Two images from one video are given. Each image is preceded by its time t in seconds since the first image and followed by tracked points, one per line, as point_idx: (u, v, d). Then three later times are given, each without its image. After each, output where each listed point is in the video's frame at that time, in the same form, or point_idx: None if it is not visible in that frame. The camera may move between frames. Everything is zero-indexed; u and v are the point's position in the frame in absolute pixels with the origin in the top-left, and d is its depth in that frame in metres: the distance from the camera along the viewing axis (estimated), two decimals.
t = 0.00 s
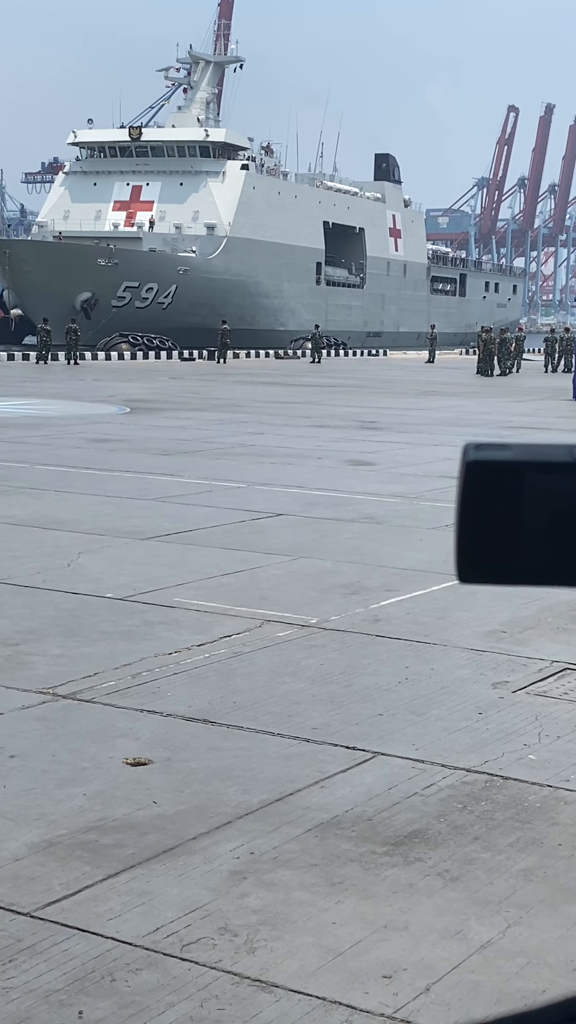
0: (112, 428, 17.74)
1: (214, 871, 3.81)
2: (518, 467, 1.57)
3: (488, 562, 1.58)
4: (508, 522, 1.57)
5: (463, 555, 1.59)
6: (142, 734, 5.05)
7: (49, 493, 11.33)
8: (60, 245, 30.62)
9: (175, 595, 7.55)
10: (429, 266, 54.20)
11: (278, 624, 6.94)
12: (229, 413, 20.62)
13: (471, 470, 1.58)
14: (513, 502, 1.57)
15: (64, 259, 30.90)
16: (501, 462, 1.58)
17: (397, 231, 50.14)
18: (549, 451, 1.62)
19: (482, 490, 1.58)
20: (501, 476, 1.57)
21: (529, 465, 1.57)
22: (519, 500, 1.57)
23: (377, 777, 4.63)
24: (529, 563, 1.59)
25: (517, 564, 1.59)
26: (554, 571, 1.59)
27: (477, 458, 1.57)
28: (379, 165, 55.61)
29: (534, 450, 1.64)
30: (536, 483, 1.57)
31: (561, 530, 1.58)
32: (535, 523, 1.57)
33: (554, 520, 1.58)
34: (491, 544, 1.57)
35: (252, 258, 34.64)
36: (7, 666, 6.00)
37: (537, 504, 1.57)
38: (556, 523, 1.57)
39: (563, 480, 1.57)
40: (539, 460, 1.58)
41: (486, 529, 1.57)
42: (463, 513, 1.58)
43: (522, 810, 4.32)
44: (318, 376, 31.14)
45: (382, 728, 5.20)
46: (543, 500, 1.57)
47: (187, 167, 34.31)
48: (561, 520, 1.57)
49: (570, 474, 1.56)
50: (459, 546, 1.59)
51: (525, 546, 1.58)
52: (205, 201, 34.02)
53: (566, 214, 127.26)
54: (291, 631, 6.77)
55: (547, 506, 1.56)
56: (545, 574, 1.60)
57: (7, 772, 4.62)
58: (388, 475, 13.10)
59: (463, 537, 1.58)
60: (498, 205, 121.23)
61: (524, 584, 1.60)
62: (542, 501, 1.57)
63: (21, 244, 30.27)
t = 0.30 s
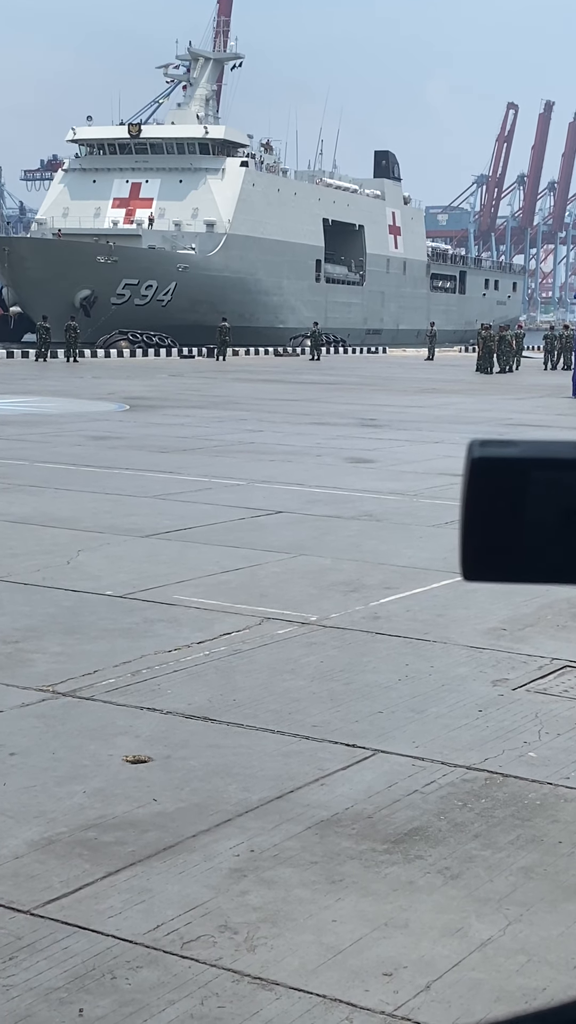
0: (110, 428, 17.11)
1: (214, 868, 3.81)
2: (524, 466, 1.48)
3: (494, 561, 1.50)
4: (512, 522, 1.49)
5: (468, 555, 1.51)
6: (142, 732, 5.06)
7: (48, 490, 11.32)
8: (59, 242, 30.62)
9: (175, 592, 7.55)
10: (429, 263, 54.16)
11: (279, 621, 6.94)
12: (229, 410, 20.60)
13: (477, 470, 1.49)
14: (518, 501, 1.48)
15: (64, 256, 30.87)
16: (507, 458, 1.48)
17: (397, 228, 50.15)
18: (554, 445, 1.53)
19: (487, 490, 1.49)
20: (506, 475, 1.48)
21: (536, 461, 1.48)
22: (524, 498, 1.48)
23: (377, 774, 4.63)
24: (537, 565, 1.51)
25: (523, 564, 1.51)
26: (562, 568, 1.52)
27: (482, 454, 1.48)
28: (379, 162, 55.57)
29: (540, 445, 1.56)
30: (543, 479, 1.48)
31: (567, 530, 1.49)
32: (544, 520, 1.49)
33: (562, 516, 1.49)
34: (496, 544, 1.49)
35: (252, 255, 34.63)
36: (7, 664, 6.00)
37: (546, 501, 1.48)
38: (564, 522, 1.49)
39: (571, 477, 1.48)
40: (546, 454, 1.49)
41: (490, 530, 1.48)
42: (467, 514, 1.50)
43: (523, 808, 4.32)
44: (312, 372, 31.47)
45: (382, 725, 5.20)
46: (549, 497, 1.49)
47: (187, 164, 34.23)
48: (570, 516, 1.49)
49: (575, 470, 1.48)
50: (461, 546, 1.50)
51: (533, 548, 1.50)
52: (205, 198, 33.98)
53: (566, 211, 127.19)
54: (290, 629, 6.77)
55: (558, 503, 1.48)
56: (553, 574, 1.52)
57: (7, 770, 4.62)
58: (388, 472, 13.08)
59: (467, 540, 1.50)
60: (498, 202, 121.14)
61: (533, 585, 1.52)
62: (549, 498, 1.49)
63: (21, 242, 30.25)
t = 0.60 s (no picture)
0: (114, 428, 16.98)
1: (214, 865, 3.82)
2: (524, 467, 1.50)
3: (498, 558, 1.53)
4: (513, 518, 1.51)
5: (469, 553, 1.54)
6: (141, 729, 5.06)
7: (47, 487, 11.35)
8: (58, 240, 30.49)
9: (174, 590, 7.56)
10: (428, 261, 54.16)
11: (278, 619, 6.94)
12: (228, 407, 20.65)
13: (477, 469, 1.51)
14: (518, 499, 1.51)
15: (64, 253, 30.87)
16: (508, 459, 1.50)
17: (396, 226, 50.14)
18: (553, 444, 1.55)
19: (489, 485, 1.51)
20: (508, 474, 1.50)
21: (538, 461, 1.50)
22: (524, 498, 1.51)
23: (377, 771, 4.64)
24: (538, 563, 1.54)
25: (523, 562, 1.54)
26: (563, 566, 1.54)
27: (487, 454, 1.49)
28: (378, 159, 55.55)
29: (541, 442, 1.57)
30: (542, 480, 1.50)
31: (568, 527, 1.52)
32: (545, 519, 1.52)
33: (566, 515, 1.52)
34: (497, 540, 1.52)
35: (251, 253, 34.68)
36: (7, 661, 6.01)
37: (548, 500, 1.51)
38: (567, 519, 1.51)
39: (571, 479, 1.51)
40: (551, 454, 1.50)
41: (491, 527, 1.51)
42: (470, 515, 1.52)
43: (523, 804, 4.33)
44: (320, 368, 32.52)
45: (382, 722, 5.21)
46: (552, 499, 1.51)
47: (186, 162, 34.20)
48: (571, 517, 1.52)
49: None
50: (465, 545, 1.53)
51: (534, 546, 1.53)
52: (204, 195, 34.04)
53: (565, 209, 127.26)
54: (290, 626, 6.78)
55: (560, 502, 1.51)
56: (554, 571, 1.55)
57: (8, 767, 4.63)
58: (388, 470, 13.15)
59: (470, 538, 1.52)
60: (497, 199, 121.17)
61: (533, 583, 1.55)
62: (552, 499, 1.51)
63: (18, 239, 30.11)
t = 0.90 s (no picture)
0: (114, 427, 16.86)
1: (215, 865, 3.82)
2: (526, 464, 1.43)
3: (500, 558, 1.46)
4: (511, 517, 1.44)
5: (470, 549, 1.47)
6: (141, 727, 5.06)
7: (47, 486, 11.33)
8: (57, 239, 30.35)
9: (174, 589, 7.55)
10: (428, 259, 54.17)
11: (277, 617, 6.94)
12: (228, 406, 20.59)
13: (478, 465, 1.45)
14: (520, 493, 1.43)
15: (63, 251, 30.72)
16: (510, 455, 1.44)
17: (396, 224, 50.17)
18: (556, 438, 1.47)
19: (490, 482, 1.44)
20: (509, 472, 1.44)
21: (543, 458, 1.42)
22: (527, 489, 1.43)
23: (377, 770, 4.63)
24: (538, 563, 1.47)
25: (524, 562, 1.47)
26: (567, 568, 1.47)
27: (484, 450, 1.43)
28: (378, 157, 55.51)
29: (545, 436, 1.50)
30: (544, 475, 1.43)
31: (572, 527, 1.44)
32: (547, 518, 1.44)
33: (569, 513, 1.44)
34: (499, 539, 1.45)
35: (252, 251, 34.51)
36: (6, 660, 6.00)
37: (553, 495, 1.43)
38: (570, 518, 1.44)
39: None
40: (555, 448, 1.43)
41: (488, 525, 1.44)
42: (468, 514, 1.46)
43: (522, 804, 4.32)
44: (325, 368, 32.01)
45: (381, 721, 5.20)
46: (554, 495, 1.43)
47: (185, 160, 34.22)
48: (574, 515, 1.44)
49: None
50: (464, 544, 1.47)
51: (532, 547, 1.45)
52: (203, 194, 33.95)
53: (564, 207, 127.10)
54: (290, 624, 6.77)
55: (567, 498, 1.43)
56: (558, 570, 1.47)
57: (7, 766, 4.62)
58: (387, 468, 13.12)
59: (471, 536, 1.46)
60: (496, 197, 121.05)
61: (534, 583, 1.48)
62: (553, 497, 1.44)
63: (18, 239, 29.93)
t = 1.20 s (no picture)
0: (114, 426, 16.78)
1: (215, 862, 3.82)
2: (525, 460, 1.29)
3: (492, 559, 1.33)
4: (511, 513, 1.31)
5: (464, 550, 1.34)
6: (141, 726, 5.06)
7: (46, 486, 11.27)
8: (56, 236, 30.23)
9: (173, 588, 7.54)
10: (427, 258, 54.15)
11: (277, 616, 6.95)
12: (228, 406, 20.48)
13: (474, 461, 1.31)
14: (519, 491, 1.30)
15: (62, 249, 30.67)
16: (508, 450, 1.29)
17: (395, 222, 50.15)
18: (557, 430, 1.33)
19: (487, 478, 1.30)
20: (503, 465, 1.30)
21: (542, 450, 1.29)
22: (525, 491, 1.30)
23: (377, 768, 4.63)
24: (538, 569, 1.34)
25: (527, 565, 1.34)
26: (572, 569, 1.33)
27: (483, 445, 1.28)
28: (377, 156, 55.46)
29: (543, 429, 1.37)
30: (544, 470, 1.29)
31: None
32: (552, 516, 1.30)
33: (572, 513, 1.29)
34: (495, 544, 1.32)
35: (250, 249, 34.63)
36: (5, 660, 5.99)
37: (554, 495, 1.29)
38: (573, 519, 1.30)
39: None
40: (555, 445, 1.28)
41: (484, 525, 1.32)
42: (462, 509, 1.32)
43: (521, 801, 4.33)
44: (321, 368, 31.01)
45: (381, 719, 5.21)
46: (560, 493, 1.29)
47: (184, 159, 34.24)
48: None
49: None
50: (460, 544, 1.33)
51: (530, 545, 1.32)
52: (202, 192, 33.97)
53: (563, 206, 127.07)
54: (289, 623, 6.77)
55: (573, 500, 1.28)
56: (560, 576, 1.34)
57: (6, 766, 4.62)
58: (387, 467, 13.10)
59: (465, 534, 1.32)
60: (495, 196, 120.98)
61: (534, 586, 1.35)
62: (565, 492, 1.29)
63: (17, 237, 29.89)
